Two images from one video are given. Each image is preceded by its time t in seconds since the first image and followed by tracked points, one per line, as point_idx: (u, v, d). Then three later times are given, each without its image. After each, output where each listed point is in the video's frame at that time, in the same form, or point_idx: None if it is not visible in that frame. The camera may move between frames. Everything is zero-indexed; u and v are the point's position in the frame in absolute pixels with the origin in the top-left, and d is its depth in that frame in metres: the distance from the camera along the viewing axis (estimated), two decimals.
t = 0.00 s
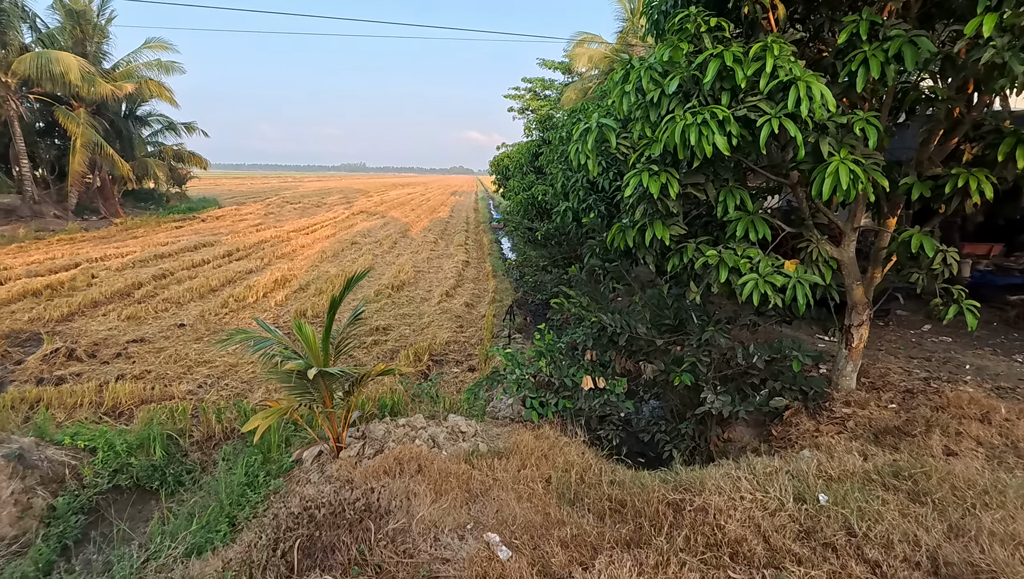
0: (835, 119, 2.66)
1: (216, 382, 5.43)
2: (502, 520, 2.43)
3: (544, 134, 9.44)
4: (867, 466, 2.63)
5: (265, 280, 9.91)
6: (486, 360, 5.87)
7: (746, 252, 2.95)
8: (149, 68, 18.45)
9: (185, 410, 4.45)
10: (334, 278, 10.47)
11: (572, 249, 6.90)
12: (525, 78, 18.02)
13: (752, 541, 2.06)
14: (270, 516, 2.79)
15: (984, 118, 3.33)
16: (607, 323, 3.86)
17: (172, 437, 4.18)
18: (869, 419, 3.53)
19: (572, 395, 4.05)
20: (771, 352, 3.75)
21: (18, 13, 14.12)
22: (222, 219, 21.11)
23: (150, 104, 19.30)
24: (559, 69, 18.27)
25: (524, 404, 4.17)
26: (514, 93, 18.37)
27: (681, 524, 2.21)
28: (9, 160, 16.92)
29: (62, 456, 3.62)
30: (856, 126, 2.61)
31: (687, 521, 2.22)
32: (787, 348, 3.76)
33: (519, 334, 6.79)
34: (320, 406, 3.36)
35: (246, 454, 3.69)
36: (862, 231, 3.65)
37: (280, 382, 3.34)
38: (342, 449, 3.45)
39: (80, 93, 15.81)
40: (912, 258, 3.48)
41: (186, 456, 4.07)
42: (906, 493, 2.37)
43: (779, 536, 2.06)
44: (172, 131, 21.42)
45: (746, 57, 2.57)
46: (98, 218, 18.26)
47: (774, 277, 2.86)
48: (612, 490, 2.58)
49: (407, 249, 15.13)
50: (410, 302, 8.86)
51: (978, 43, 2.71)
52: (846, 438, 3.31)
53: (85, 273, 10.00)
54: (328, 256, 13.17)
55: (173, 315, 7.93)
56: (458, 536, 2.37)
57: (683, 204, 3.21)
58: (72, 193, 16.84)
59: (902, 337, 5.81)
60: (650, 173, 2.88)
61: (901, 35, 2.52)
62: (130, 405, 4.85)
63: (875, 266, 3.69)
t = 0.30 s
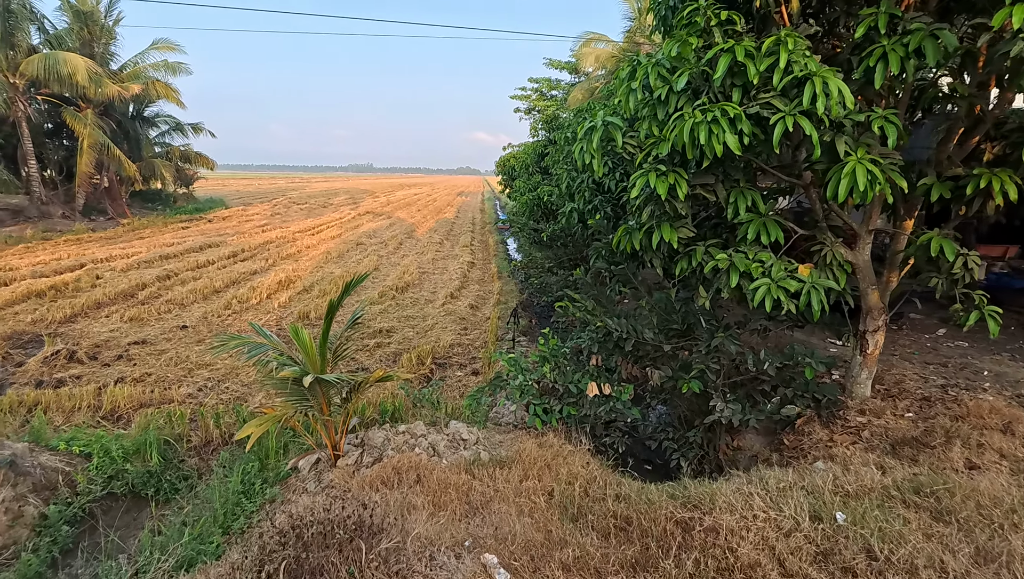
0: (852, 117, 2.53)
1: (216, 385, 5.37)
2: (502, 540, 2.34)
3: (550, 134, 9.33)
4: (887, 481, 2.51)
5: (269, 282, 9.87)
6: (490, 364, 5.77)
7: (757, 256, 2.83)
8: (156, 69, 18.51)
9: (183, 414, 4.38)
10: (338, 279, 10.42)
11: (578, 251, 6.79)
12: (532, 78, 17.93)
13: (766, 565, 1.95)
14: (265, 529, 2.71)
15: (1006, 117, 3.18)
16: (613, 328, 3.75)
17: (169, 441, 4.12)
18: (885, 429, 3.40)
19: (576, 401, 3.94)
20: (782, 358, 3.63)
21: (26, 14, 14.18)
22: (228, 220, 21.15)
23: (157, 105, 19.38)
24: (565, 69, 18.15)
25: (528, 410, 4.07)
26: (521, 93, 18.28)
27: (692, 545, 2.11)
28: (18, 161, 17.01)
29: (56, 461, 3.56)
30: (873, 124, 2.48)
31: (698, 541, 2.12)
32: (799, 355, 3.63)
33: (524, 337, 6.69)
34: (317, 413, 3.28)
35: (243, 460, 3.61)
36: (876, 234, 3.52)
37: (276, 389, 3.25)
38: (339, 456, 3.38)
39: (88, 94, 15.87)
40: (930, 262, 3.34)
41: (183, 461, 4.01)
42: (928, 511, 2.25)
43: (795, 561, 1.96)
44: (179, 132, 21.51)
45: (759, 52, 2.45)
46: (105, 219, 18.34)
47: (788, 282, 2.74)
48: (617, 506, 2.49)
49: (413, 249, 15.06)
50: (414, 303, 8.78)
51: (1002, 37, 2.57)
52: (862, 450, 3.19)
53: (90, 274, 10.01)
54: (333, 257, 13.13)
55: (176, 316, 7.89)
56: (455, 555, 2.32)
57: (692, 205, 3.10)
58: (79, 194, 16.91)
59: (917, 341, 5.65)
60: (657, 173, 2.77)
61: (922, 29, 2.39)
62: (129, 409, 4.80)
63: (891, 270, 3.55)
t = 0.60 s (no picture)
0: (874, 112, 2.40)
1: (216, 388, 5.28)
2: (509, 560, 2.25)
3: (555, 134, 9.21)
4: (911, 494, 2.39)
5: (272, 282, 9.80)
6: (494, 366, 5.67)
7: (774, 258, 2.71)
8: (160, 70, 18.50)
9: (181, 419, 4.29)
10: (341, 280, 10.34)
11: (583, 252, 6.67)
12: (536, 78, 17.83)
13: None
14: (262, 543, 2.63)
15: None
16: (620, 332, 3.62)
17: (166, 447, 4.03)
18: (904, 438, 3.27)
19: (583, 407, 3.82)
20: (797, 363, 3.50)
21: (30, 15, 14.17)
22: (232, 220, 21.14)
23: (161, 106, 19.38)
24: (570, 68, 18.05)
25: (533, 416, 3.96)
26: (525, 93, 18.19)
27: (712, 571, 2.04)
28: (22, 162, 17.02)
29: (49, 468, 3.47)
30: (897, 119, 2.35)
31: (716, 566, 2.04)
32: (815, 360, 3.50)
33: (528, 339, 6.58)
34: (316, 420, 3.19)
35: (240, 467, 3.52)
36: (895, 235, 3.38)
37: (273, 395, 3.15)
38: (340, 464, 3.29)
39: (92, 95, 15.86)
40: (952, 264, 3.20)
41: (180, 467, 3.92)
42: (958, 529, 2.13)
43: None
44: (184, 132, 21.51)
45: (777, 44, 2.33)
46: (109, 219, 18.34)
47: (806, 285, 2.62)
48: (629, 522, 2.40)
49: (416, 250, 14.98)
50: (418, 305, 8.68)
51: None
52: (881, 460, 3.07)
53: (92, 274, 9.96)
54: (336, 258, 13.06)
55: (177, 317, 7.83)
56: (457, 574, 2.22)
57: (704, 205, 2.98)
58: (83, 194, 16.92)
59: (931, 345, 5.50)
60: (669, 172, 2.65)
61: (950, 18, 2.25)
62: (126, 413, 4.72)
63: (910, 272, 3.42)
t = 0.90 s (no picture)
0: (900, 114, 2.28)
1: (215, 394, 5.18)
2: None
3: (559, 136, 9.11)
4: (941, 514, 2.27)
5: (273, 285, 9.71)
6: (498, 372, 5.57)
7: (793, 266, 2.60)
8: (162, 71, 18.45)
9: (179, 427, 4.19)
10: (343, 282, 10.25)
11: (589, 255, 6.56)
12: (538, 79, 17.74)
13: None
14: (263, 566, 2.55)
15: None
16: (630, 339, 3.51)
17: (164, 456, 3.93)
18: (925, 451, 3.16)
19: (591, 417, 3.71)
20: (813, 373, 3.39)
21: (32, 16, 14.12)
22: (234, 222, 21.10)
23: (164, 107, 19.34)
24: (573, 69, 17.95)
25: (540, 426, 3.86)
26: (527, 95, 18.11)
27: None
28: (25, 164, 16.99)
29: (43, 479, 3.37)
30: (926, 121, 2.25)
31: None
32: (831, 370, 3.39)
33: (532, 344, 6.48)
34: (316, 431, 3.09)
35: (240, 478, 3.42)
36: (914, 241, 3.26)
37: (272, 407, 3.05)
38: (341, 477, 3.19)
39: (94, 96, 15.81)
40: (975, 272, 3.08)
41: (178, 477, 3.82)
42: (992, 554, 2.02)
43: None
44: (186, 133, 21.48)
45: (800, 42, 2.22)
46: (111, 221, 18.30)
47: (827, 294, 2.51)
48: (645, 545, 2.32)
49: (418, 252, 14.88)
50: (421, 308, 8.58)
51: None
52: (902, 476, 2.96)
53: (92, 277, 9.88)
54: (338, 260, 12.98)
55: (178, 321, 7.75)
56: None
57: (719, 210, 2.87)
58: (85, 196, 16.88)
59: (945, 351, 5.38)
60: (684, 176, 2.54)
61: (981, 16, 2.14)
62: (124, 420, 4.62)
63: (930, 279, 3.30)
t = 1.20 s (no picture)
0: (923, 111, 2.19)
1: (215, 397, 5.11)
2: None
3: (562, 136, 9.02)
4: (965, 528, 2.17)
5: (274, 286, 9.65)
6: (501, 375, 5.48)
7: (809, 269, 2.51)
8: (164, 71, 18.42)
9: (178, 431, 4.12)
10: (345, 283, 10.17)
11: (592, 256, 6.47)
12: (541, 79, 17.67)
13: None
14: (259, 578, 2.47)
15: None
16: (637, 344, 3.42)
17: (161, 462, 3.85)
18: (943, 460, 3.06)
19: (597, 423, 3.62)
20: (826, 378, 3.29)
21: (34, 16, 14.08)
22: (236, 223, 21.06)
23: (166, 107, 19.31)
24: (575, 69, 17.87)
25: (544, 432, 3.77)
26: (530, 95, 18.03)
27: None
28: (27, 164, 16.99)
29: (37, 485, 3.30)
30: (950, 118, 2.16)
31: None
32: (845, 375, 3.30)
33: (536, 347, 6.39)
34: (316, 439, 3.01)
35: (238, 485, 3.34)
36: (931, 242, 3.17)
37: (270, 413, 2.97)
38: (341, 485, 3.11)
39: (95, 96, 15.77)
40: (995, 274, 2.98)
41: (175, 483, 3.75)
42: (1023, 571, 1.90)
43: None
44: (188, 133, 21.46)
45: (818, 36, 2.13)
46: (113, 221, 18.28)
47: (845, 298, 2.42)
48: (656, 562, 2.24)
49: (420, 253, 14.80)
50: (423, 310, 8.50)
51: None
52: (920, 486, 2.86)
53: (94, 278, 9.84)
54: (339, 261, 12.91)
55: (178, 322, 7.68)
56: None
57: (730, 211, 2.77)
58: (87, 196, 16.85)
59: (958, 354, 5.26)
60: (696, 176, 2.45)
61: (1009, 8, 2.04)
62: (122, 424, 4.55)
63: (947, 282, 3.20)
